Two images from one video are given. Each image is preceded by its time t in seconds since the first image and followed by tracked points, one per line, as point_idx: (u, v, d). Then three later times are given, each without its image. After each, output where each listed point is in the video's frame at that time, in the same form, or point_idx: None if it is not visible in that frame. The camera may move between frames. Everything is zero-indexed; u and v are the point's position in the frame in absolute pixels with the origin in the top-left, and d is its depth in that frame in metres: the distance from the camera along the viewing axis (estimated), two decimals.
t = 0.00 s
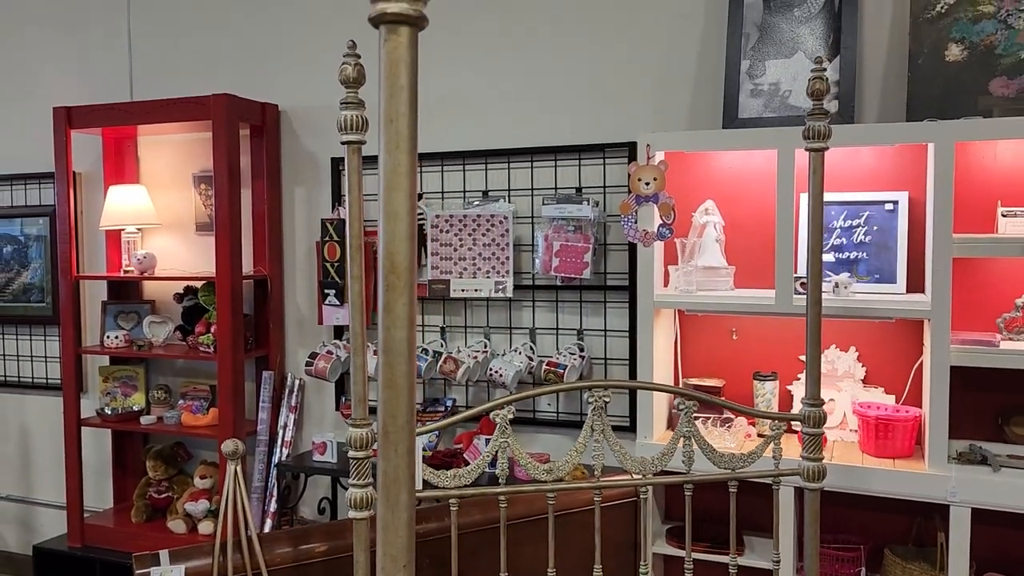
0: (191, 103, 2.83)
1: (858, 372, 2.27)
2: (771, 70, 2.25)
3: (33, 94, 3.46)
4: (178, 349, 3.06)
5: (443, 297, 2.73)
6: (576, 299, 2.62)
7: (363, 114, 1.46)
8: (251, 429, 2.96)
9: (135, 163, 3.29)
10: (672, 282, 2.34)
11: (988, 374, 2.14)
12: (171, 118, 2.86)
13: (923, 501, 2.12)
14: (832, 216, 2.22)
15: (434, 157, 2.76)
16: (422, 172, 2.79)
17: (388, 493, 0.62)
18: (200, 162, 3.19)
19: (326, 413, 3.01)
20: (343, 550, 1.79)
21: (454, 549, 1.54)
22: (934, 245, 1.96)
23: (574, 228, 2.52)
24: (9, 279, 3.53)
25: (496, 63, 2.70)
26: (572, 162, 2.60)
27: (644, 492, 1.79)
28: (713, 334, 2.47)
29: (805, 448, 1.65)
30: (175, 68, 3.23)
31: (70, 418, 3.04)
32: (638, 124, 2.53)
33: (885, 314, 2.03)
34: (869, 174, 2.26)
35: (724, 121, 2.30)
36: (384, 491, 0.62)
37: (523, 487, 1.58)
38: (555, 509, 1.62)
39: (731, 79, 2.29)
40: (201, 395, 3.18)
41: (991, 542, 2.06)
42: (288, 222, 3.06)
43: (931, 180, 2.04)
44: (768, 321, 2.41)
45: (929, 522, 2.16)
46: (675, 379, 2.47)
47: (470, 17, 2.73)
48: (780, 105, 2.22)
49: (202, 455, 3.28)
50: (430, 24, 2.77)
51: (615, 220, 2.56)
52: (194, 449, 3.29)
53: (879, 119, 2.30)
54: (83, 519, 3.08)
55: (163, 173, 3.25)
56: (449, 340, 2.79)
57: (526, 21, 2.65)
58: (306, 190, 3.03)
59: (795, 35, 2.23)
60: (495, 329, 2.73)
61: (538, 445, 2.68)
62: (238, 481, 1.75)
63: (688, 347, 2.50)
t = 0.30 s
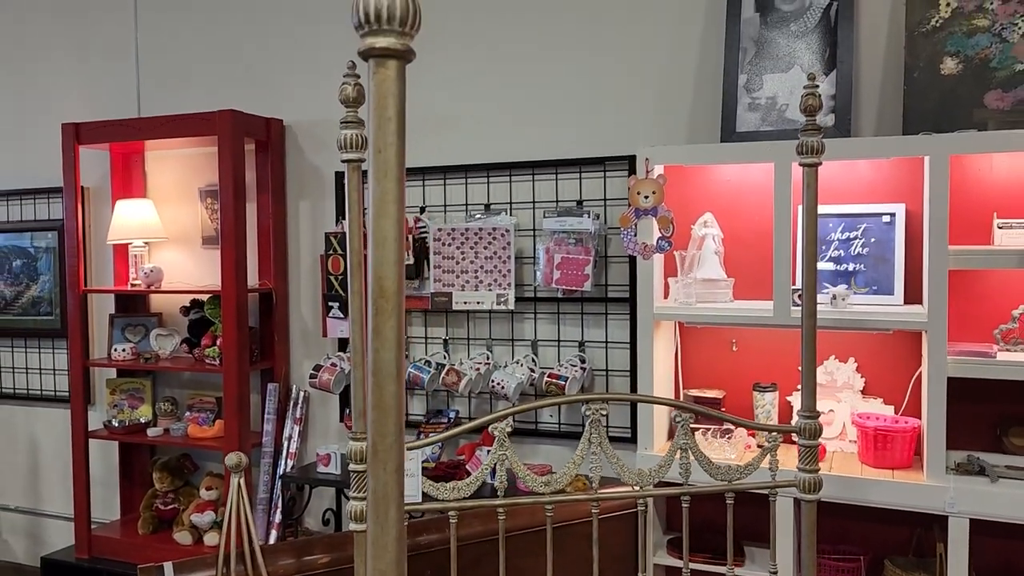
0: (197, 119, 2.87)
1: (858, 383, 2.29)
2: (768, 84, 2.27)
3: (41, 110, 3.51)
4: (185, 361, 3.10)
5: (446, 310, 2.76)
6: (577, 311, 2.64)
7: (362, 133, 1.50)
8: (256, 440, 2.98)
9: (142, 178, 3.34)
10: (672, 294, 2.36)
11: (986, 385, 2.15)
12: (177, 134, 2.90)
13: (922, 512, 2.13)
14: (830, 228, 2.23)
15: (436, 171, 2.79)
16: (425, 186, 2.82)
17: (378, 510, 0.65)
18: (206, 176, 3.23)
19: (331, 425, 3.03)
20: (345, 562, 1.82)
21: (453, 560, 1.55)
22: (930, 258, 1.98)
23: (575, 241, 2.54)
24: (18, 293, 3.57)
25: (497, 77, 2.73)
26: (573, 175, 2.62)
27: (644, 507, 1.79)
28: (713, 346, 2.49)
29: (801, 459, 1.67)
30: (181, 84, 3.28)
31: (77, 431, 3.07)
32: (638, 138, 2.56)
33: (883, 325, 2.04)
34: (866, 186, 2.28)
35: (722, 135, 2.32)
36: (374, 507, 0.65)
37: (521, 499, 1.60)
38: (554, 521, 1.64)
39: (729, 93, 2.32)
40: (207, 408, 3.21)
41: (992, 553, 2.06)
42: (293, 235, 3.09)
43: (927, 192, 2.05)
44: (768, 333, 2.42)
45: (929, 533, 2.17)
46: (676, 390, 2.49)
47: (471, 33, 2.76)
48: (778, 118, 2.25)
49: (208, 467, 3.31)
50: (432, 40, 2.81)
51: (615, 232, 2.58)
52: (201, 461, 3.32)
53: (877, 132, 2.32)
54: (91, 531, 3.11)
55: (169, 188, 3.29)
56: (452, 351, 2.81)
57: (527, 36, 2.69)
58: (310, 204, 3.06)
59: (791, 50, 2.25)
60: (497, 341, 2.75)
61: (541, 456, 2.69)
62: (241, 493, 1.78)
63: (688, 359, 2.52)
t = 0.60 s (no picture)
0: (201, 133, 2.91)
1: (856, 394, 2.29)
2: (764, 97, 2.29)
3: (49, 125, 3.56)
4: (189, 373, 3.13)
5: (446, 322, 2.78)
6: (577, 322, 2.65)
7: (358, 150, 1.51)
8: (259, 452, 3.01)
9: (148, 191, 3.37)
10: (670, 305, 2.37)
11: (983, 396, 2.16)
12: (181, 148, 2.93)
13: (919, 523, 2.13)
14: (827, 240, 2.25)
15: (437, 184, 2.81)
16: (426, 199, 2.84)
17: (358, 527, 0.67)
18: (210, 190, 3.26)
19: (333, 436, 3.05)
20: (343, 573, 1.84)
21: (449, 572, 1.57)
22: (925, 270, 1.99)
23: (574, 253, 2.56)
24: (26, 305, 3.61)
25: (497, 91, 2.75)
26: (572, 187, 2.64)
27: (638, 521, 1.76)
28: (712, 357, 2.50)
29: (795, 472, 1.68)
30: (187, 99, 3.32)
31: (83, 442, 3.10)
32: (636, 151, 2.57)
33: (879, 337, 2.05)
34: (863, 197, 2.29)
35: (719, 148, 2.34)
36: (354, 524, 0.67)
37: (517, 511, 1.62)
38: (549, 533, 1.65)
39: (726, 106, 2.33)
40: (211, 419, 3.25)
41: (991, 564, 2.06)
42: (296, 247, 3.12)
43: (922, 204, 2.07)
44: (766, 344, 2.43)
45: (926, 544, 2.17)
46: (675, 401, 2.50)
47: (471, 47, 2.78)
48: (774, 132, 2.26)
49: (212, 478, 3.34)
50: (433, 54, 2.83)
51: (614, 244, 2.59)
52: (205, 471, 3.35)
53: (872, 144, 2.33)
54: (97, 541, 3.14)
55: (174, 201, 3.32)
56: (453, 363, 2.83)
57: (526, 50, 2.71)
58: (313, 217, 3.09)
59: (787, 64, 2.27)
60: (498, 352, 2.77)
61: (542, 467, 2.70)
62: (241, 506, 1.80)
63: (687, 370, 2.53)
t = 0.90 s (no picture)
0: (199, 145, 2.93)
1: (849, 404, 2.30)
2: (756, 108, 2.29)
3: (50, 137, 3.59)
4: (188, 382, 3.15)
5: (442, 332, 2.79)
6: (572, 332, 2.66)
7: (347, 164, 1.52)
8: (257, 461, 3.02)
9: (148, 202, 3.40)
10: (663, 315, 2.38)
11: (975, 407, 2.15)
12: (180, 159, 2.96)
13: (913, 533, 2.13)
14: (819, 250, 2.26)
15: (433, 195, 2.82)
16: (423, 210, 2.85)
17: (322, 539, 0.68)
18: (209, 200, 3.29)
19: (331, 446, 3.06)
20: None
21: None
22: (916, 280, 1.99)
23: (569, 263, 2.57)
24: (28, 315, 3.64)
25: (492, 103, 2.77)
26: (567, 198, 2.65)
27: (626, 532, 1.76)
28: (706, 367, 2.50)
29: (783, 482, 1.69)
30: (186, 110, 3.34)
31: (83, 452, 3.12)
32: (630, 161, 2.59)
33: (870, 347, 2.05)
34: (855, 207, 2.29)
35: (711, 158, 2.35)
36: (317, 536, 0.68)
37: (504, 522, 1.62)
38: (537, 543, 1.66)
39: (718, 117, 2.34)
40: (210, 429, 3.25)
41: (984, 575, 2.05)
42: (294, 257, 3.14)
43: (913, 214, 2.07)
44: (760, 354, 2.44)
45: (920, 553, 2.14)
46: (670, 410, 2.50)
47: (467, 59, 2.80)
48: (766, 142, 2.27)
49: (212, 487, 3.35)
50: (429, 66, 2.85)
51: (609, 254, 2.60)
52: (204, 480, 3.36)
53: (865, 154, 2.33)
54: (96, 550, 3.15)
55: (174, 212, 3.35)
56: (449, 372, 2.83)
57: (521, 62, 2.73)
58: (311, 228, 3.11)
59: (778, 74, 2.28)
60: (493, 362, 2.77)
61: (537, 476, 2.70)
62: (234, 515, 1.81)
63: (682, 380, 2.53)
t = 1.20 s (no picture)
0: (194, 153, 2.95)
1: (838, 412, 2.30)
2: (744, 116, 2.30)
3: (49, 144, 3.61)
4: (184, 389, 3.17)
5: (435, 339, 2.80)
6: (563, 339, 2.66)
7: (328, 174, 1.53)
8: (251, 467, 3.03)
9: (145, 210, 3.42)
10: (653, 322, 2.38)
11: (964, 414, 2.15)
12: (175, 168, 2.98)
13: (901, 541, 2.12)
14: (808, 258, 2.27)
15: (426, 203, 2.84)
16: (416, 217, 2.87)
17: (278, 549, 0.70)
18: (205, 208, 3.31)
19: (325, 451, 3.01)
20: None
21: None
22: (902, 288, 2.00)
23: (559, 271, 2.58)
24: (27, 322, 3.66)
25: (483, 111, 2.78)
26: (558, 206, 2.66)
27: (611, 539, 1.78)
28: (697, 374, 2.51)
29: (766, 490, 1.69)
30: (182, 118, 3.36)
31: (80, 458, 3.14)
32: (621, 169, 2.60)
33: (857, 355, 2.06)
34: (844, 216, 2.30)
35: (700, 166, 2.36)
36: (272, 548, 0.70)
37: (487, 530, 1.63)
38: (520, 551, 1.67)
39: (707, 125, 2.35)
40: (205, 435, 3.26)
41: None
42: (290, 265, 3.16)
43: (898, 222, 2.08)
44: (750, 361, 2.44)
45: (909, 561, 2.12)
46: (661, 417, 2.51)
47: (459, 68, 2.82)
48: (754, 150, 2.28)
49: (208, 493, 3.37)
50: (422, 75, 2.87)
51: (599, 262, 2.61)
52: (201, 487, 3.38)
53: (852, 163, 2.35)
54: (92, 556, 3.17)
55: (170, 219, 3.37)
56: (442, 380, 2.84)
57: (513, 70, 2.74)
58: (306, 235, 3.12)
59: (767, 83, 2.28)
60: (486, 369, 2.78)
61: (529, 483, 2.70)
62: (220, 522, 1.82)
63: (673, 387, 2.54)
